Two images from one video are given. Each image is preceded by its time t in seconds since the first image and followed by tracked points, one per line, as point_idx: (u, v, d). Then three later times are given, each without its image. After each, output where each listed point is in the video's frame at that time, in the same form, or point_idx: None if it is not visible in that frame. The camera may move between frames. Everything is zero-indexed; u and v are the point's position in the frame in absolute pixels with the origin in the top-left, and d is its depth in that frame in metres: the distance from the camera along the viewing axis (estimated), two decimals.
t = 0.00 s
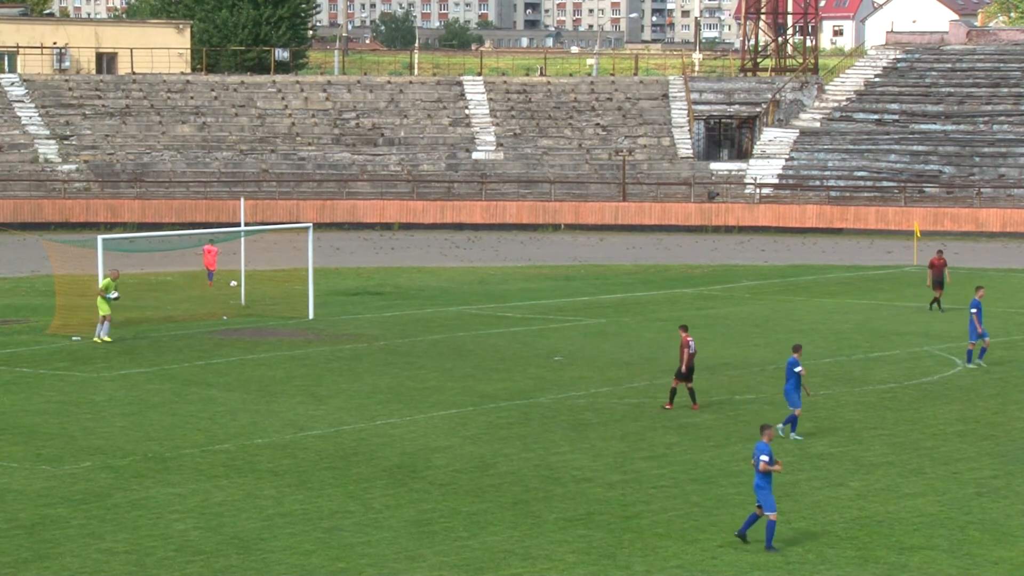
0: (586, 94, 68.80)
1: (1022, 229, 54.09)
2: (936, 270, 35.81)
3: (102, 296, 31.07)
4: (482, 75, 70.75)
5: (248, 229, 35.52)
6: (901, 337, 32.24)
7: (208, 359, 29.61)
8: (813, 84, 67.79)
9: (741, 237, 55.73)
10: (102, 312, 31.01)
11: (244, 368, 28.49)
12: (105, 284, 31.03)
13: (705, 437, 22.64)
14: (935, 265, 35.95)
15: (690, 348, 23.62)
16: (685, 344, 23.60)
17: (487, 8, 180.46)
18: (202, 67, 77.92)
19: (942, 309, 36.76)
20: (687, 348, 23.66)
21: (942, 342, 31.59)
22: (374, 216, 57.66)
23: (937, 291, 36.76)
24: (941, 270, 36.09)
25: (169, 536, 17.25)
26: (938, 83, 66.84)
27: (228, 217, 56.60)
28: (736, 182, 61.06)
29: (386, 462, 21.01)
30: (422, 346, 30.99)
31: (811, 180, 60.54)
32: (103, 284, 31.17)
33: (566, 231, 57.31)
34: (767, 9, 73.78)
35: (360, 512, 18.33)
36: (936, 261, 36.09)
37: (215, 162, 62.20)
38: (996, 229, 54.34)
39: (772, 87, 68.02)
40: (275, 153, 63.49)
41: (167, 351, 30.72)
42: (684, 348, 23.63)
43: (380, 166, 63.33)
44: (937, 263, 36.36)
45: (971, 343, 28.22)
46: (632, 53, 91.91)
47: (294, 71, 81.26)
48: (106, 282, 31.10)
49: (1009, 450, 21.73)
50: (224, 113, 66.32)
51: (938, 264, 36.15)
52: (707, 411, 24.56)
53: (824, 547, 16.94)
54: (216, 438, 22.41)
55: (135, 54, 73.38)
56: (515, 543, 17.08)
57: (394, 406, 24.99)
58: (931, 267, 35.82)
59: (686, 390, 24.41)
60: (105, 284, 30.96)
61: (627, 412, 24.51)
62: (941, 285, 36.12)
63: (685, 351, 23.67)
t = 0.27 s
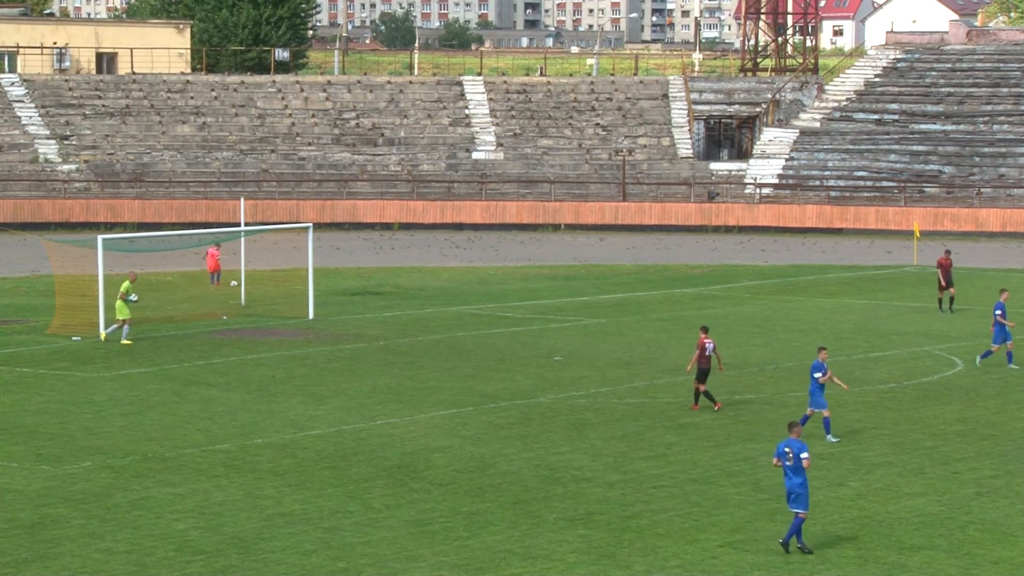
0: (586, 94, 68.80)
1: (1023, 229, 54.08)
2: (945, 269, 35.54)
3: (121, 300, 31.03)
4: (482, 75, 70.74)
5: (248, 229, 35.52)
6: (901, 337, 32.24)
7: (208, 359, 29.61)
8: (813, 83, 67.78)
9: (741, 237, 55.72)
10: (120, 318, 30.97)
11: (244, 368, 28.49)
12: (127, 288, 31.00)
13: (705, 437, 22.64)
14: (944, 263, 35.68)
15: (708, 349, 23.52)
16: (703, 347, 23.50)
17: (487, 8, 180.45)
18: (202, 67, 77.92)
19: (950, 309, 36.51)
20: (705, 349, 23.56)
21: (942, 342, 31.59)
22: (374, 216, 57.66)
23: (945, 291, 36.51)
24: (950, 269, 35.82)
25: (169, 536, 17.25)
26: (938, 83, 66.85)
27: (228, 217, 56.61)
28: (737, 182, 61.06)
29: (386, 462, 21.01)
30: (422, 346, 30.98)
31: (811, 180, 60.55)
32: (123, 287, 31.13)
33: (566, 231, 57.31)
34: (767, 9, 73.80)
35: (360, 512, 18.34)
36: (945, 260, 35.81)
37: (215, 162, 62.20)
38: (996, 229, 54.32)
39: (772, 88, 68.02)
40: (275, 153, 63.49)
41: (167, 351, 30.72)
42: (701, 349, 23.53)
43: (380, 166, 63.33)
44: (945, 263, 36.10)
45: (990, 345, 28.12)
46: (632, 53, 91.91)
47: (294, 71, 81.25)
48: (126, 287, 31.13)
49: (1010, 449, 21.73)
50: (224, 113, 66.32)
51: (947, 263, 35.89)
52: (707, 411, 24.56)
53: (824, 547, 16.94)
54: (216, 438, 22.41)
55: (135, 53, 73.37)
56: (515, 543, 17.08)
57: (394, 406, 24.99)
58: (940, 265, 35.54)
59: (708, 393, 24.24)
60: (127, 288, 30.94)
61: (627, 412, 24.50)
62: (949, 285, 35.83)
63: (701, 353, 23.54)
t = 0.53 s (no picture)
0: (586, 94, 68.80)
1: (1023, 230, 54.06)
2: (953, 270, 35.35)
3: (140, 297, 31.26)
4: (482, 75, 70.74)
5: (249, 229, 35.51)
6: (901, 337, 32.24)
7: (208, 359, 29.60)
8: (813, 83, 67.78)
9: (741, 237, 55.70)
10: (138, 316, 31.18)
11: (244, 368, 28.49)
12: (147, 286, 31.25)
13: (705, 437, 22.63)
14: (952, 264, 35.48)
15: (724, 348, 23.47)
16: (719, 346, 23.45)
17: (487, 8, 180.45)
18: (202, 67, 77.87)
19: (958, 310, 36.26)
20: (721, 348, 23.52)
21: (942, 342, 31.59)
22: (374, 216, 57.67)
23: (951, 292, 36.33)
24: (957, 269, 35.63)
25: (169, 536, 17.26)
26: (938, 83, 66.86)
27: (228, 217, 56.62)
28: (737, 182, 61.07)
29: (386, 462, 21.01)
30: (422, 346, 30.98)
31: (811, 180, 60.56)
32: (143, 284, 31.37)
33: (567, 231, 57.31)
34: (767, 9, 73.79)
35: (360, 512, 18.33)
36: (953, 260, 35.62)
37: (215, 162, 62.21)
38: (996, 229, 54.30)
39: (772, 88, 68.02)
40: (275, 153, 63.49)
41: (166, 350, 30.72)
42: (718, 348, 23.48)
43: (380, 166, 63.33)
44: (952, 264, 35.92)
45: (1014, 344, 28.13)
46: (632, 53, 91.91)
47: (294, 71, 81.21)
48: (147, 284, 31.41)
49: (1009, 449, 21.73)
50: (224, 113, 66.33)
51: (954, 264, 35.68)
52: (707, 411, 24.56)
53: (824, 548, 16.92)
54: (217, 438, 22.41)
55: (135, 53, 73.37)
56: (515, 543, 17.08)
57: (393, 405, 24.99)
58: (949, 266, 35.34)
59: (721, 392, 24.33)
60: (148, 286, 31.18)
61: (627, 412, 24.51)
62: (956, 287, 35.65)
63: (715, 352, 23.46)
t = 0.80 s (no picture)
0: (586, 94, 68.81)
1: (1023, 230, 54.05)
2: (961, 270, 35.23)
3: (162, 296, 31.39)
4: (482, 75, 70.75)
5: (249, 229, 35.51)
6: (901, 337, 32.24)
7: (208, 359, 29.60)
8: (813, 83, 67.78)
9: (741, 237, 55.71)
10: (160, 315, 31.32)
11: (244, 368, 28.49)
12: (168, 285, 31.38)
13: (705, 437, 22.63)
14: (960, 264, 35.35)
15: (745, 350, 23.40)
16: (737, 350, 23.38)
17: (487, 8, 180.44)
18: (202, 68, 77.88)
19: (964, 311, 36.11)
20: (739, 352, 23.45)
21: (942, 342, 31.59)
22: (374, 216, 57.67)
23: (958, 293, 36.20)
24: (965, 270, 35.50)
25: (168, 536, 17.26)
26: (938, 83, 66.86)
27: (228, 217, 56.61)
28: (736, 182, 61.07)
29: (386, 462, 21.01)
30: (422, 346, 30.99)
31: (811, 180, 60.57)
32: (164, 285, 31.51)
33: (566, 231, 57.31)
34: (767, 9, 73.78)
35: (360, 512, 18.33)
36: (961, 261, 35.51)
37: (215, 162, 62.21)
38: (996, 229, 54.29)
39: (772, 88, 68.03)
40: (275, 153, 63.49)
41: (167, 350, 30.72)
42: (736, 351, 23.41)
43: (380, 166, 63.33)
44: (960, 265, 35.80)
45: None
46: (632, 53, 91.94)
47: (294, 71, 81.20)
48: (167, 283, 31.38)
49: (1010, 449, 21.72)
50: (224, 113, 66.33)
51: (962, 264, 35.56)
52: (707, 411, 24.56)
53: (824, 548, 16.92)
54: (217, 438, 22.42)
55: (135, 53, 73.38)
56: (515, 543, 17.07)
57: (393, 406, 24.99)
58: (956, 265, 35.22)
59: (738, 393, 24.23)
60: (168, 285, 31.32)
61: (627, 412, 24.51)
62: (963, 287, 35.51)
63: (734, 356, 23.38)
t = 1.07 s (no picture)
0: (586, 94, 68.81)
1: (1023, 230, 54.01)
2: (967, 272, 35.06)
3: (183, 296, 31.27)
4: (482, 75, 70.75)
5: (249, 229, 35.50)
6: (901, 337, 32.24)
7: (208, 359, 29.60)
8: (813, 83, 67.79)
9: (741, 237, 55.71)
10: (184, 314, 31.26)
11: (244, 368, 28.49)
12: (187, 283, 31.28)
13: (705, 437, 22.63)
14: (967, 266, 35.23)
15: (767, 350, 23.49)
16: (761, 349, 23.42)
17: (487, 7, 180.43)
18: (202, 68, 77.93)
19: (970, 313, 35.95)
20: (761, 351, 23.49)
21: (942, 342, 31.58)
22: (374, 216, 57.67)
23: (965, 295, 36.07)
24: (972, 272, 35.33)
25: (168, 536, 17.26)
26: (938, 83, 66.86)
27: (228, 217, 56.61)
28: (736, 182, 61.07)
29: (386, 462, 21.01)
30: (422, 346, 30.99)
31: (811, 180, 60.56)
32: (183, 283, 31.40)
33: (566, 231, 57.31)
34: (767, 9, 73.79)
35: (360, 512, 18.33)
36: (969, 263, 35.31)
37: (215, 162, 62.21)
38: (996, 229, 54.27)
39: (772, 88, 68.03)
40: (275, 153, 63.50)
41: (167, 350, 30.72)
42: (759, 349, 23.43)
43: (380, 166, 63.35)
44: (966, 266, 35.73)
45: None
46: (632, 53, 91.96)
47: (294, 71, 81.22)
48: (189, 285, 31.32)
49: (1009, 449, 21.72)
50: (224, 113, 66.34)
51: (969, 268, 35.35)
52: (708, 411, 24.56)
53: (824, 547, 16.92)
54: (217, 438, 22.42)
55: (135, 53, 73.39)
56: (515, 543, 17.07)
57: (393, 406, 24.99)
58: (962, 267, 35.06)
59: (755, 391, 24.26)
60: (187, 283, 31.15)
61: (627, 412, 24.50)
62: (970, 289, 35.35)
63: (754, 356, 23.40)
